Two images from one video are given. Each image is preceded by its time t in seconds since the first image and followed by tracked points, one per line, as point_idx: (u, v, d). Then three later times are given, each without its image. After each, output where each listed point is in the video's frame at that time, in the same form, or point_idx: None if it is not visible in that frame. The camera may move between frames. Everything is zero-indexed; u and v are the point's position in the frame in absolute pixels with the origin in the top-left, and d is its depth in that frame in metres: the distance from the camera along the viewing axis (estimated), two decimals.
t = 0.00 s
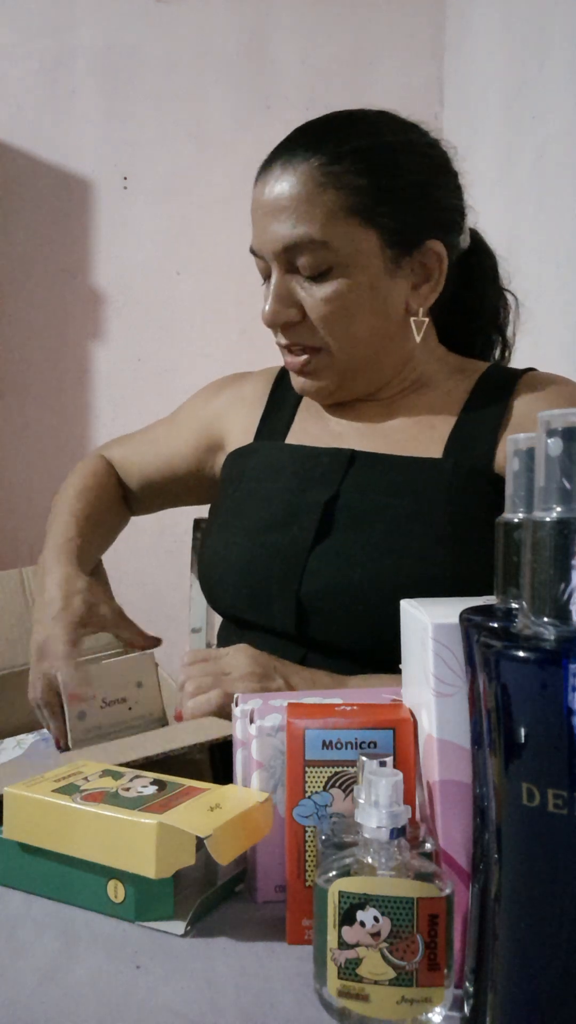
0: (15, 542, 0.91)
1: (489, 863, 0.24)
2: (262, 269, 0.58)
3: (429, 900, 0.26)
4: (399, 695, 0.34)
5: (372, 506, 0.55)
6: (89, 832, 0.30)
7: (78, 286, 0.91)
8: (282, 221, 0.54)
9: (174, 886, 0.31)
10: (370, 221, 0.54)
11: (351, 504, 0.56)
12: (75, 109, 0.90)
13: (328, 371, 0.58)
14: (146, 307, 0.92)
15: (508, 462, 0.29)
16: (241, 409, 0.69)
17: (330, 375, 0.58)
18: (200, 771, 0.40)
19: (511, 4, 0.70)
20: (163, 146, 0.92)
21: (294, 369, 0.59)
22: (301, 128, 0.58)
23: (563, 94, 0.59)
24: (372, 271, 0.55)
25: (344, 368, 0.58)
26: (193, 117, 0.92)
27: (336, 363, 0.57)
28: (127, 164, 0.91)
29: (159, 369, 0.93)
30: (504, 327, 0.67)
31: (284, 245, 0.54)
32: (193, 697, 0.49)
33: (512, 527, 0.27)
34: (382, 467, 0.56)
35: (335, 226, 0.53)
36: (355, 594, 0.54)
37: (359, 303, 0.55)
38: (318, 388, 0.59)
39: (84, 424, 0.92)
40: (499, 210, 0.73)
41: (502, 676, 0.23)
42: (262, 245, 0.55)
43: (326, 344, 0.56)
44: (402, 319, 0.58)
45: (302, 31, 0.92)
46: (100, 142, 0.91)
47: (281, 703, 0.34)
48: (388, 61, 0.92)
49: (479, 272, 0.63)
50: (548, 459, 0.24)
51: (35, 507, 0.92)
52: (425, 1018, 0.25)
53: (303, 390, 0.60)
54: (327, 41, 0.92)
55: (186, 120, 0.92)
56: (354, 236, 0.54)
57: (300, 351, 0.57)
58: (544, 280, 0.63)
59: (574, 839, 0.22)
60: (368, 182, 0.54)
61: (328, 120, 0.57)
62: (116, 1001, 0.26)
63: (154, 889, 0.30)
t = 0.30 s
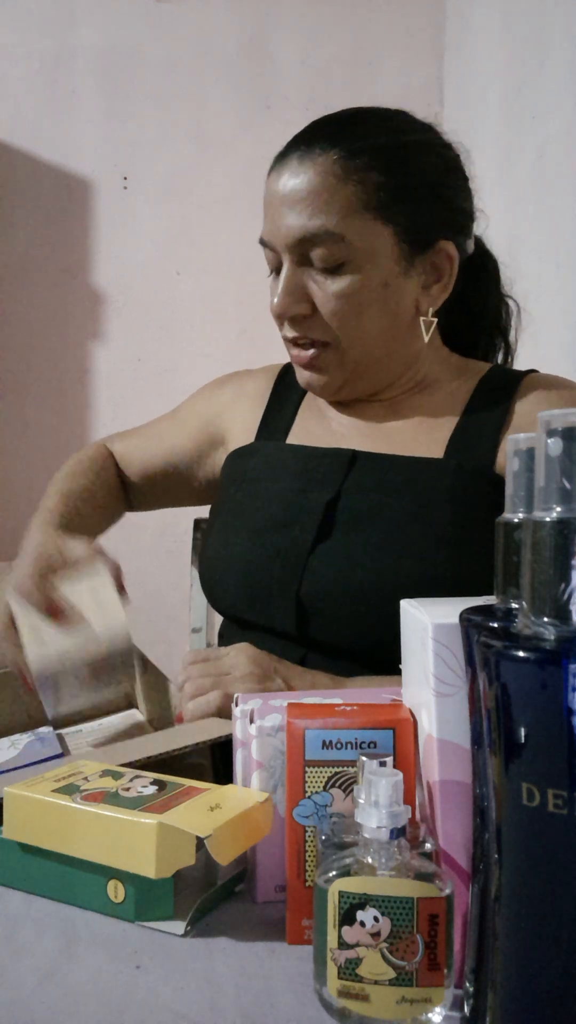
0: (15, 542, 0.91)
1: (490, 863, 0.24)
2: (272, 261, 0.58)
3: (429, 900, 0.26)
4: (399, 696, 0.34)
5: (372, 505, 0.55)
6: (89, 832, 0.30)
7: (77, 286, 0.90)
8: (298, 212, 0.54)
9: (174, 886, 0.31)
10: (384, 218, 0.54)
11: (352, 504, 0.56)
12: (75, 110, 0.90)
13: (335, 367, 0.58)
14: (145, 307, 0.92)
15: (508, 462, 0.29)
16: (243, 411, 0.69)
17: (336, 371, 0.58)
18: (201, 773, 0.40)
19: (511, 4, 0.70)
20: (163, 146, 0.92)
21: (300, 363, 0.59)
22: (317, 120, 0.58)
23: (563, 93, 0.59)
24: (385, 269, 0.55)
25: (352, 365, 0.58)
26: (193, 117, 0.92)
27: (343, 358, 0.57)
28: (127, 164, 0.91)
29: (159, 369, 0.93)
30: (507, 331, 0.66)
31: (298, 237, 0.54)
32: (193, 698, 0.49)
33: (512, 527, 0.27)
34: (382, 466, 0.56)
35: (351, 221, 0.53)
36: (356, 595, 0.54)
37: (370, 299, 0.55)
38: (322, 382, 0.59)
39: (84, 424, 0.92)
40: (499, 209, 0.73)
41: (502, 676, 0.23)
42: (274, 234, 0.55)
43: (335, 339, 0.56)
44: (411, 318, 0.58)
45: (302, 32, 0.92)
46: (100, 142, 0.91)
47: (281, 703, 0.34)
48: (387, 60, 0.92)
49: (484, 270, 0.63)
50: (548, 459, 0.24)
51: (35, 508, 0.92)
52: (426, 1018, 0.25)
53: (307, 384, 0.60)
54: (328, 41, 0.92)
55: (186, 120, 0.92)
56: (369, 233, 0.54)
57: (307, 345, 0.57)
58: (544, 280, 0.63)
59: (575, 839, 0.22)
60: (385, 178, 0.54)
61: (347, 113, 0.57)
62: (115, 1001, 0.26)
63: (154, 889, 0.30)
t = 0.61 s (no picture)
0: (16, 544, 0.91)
1: (489, 864, 0.24)
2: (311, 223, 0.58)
3: (429, 899, 0.26)
4: (399, 696, 0.34)
5: (373, 505, 0.55)
6: (89, 832, 0.30)
7: (78, 286, 0.90)
8: (359, 178, 0.56)
9: (174, 886, 0.31)
10: (429, 199, 0.57)
11: (352, 503, 0.56)
12: (76, 110, 0.90)
13: (359, 332, 0.57)
14: (146, 307, 0.92)
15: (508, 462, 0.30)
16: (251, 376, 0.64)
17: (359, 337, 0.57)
18: (191, 766, 0.40)
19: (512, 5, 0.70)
20: (163, 146, 0.92)
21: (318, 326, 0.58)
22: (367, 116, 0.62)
23: (562, 94, 0.59)
24: (424, 247, 0.57)
25: (376, 335, 0.57)
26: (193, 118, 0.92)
27: (363, 329, 0.56)
28: (127, 164, 0.92)
29: (159, 369, 0.93)
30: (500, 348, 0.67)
31: (352, 201, 0.56)
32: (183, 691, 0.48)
33: (512, 527, 0.27)
34: (383, 466, 0.56)
35: (405, 196, 0.56)
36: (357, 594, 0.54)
37: (403, 276, 0.56)
38: (335, 349, 0.58)
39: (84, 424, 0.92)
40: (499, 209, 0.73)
41: (502, 676, 0.23)
42: (326, 195, 0.57)
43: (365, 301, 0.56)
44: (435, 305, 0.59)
45: (302, 31, 0.91)
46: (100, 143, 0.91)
47: (281, 703, 0.34)
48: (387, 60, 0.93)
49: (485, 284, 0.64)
50: (548, 459, 0.24)
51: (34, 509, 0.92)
52: (426, 1018, 0.25)
53: (317, 352, 0.58)
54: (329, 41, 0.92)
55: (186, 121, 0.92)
56: (414, 208, 0.56)
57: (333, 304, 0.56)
58: (544, 280, 0.63)
59: (575, 838, 0.22)
60: (439, 167, 0.57)
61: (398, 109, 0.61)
62: (116, 1001, 0.26)
63: (155, 889, 0.30)
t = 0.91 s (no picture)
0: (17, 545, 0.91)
1: (490, 863, 0.24)
2: (367, 196, 0.58)
3: (429, 900, 0.26)
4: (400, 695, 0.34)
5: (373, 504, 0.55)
6: (89, 832, 0.30)
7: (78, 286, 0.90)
8: (426, 162, 0.57)
9: (174, 886, 0.31)
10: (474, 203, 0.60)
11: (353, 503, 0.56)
12: (76, 111, 0.90)
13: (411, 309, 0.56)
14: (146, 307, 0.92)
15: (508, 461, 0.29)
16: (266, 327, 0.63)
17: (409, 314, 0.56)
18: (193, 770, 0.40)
19: (512, 4, 0.70)
20: (163, 147, 0.92)
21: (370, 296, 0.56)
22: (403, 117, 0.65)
23: (563, 94, 0.59)
24: (470, 244, 0.59)
25: (425, 316, 0.57)
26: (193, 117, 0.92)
27: (422, 303, 0.56)
28: (128, 165, 0.91)
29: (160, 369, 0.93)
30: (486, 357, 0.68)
31: (418, 182, 0.57)
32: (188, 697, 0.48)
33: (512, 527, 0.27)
34: (384, 467, 0.56)
35: (465, 189, 0.59)
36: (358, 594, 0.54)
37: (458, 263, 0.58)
38: (390, 319, 0.56)
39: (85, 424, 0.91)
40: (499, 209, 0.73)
41: (502, 676, 0.23)
42: (392, 172, 0.57)
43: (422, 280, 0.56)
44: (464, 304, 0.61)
45: (303, 31, 0.92)
46: (101, 143, 0.91)
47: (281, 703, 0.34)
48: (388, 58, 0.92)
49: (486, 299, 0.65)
50: (548, 459, 0.24)
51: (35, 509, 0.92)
52: (425, 1019, 0.25)
53: (368, 320, 0.57)
54: (329, 41, 0.92)
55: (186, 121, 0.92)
56: (465, 206, 0.59)
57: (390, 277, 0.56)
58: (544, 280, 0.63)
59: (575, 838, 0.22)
60: (480, 178, 0.61)
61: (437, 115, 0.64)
62: (115, 1001, 0.26)
63: (155, 889, 0.30)
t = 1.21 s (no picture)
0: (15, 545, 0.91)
1: (490, 864, 0.24)
2: (383, 191, 0.57)
3: (430, 900, 0.26)
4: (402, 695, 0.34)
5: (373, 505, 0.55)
6: (90, 832, 0.30)
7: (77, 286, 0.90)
8: (440, 157, 0.56)
9: (174, 886, 0.31)
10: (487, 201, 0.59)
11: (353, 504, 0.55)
12: (75, 109, 0.89)
13: (431, 305, 0.55)
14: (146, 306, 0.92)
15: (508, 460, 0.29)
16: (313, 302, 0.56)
17: (429, 311, 0.55)
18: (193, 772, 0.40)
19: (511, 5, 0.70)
20: (163, 147, 0.92)
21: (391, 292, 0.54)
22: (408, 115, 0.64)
23: (563, 94, 0.59)
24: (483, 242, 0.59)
25: (444, 314, 0.56)
26: (193, 117, 0.92)
27: (442, 298, 0.55)
28: (127, 164, 0.91)
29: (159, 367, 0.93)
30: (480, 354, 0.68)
31: (435, 176, 0.56)
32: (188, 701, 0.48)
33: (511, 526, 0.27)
34: (385, 467, 0.56)
35: (478, 185, 0.58)
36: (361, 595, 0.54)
37: (475, 259, 0.57)
38: (412, 315, 0.54)
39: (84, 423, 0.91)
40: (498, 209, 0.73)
41: (502, 676, 0.23)
42: (407, 166, 0.56)
43: (443, 277, 0.54)
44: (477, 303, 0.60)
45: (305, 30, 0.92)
46: (101, 143, 0.90)
47: (281, 703, 0.34)
48: (387, 59, 0.93)
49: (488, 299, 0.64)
50: (548, 459, 0.24)
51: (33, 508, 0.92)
52: (426, 1019, 0.25)
53: (390, 316, 0.54)
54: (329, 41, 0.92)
55: (186, 121, 0.92)
56: (480, 203, 0.58)
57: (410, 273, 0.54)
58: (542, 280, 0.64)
59: (575, 838, 0.22)
60: (492, 177, 0.61)
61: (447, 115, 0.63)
62: (115, 1001, 0.26)
63: (155, 888, 0.30)
